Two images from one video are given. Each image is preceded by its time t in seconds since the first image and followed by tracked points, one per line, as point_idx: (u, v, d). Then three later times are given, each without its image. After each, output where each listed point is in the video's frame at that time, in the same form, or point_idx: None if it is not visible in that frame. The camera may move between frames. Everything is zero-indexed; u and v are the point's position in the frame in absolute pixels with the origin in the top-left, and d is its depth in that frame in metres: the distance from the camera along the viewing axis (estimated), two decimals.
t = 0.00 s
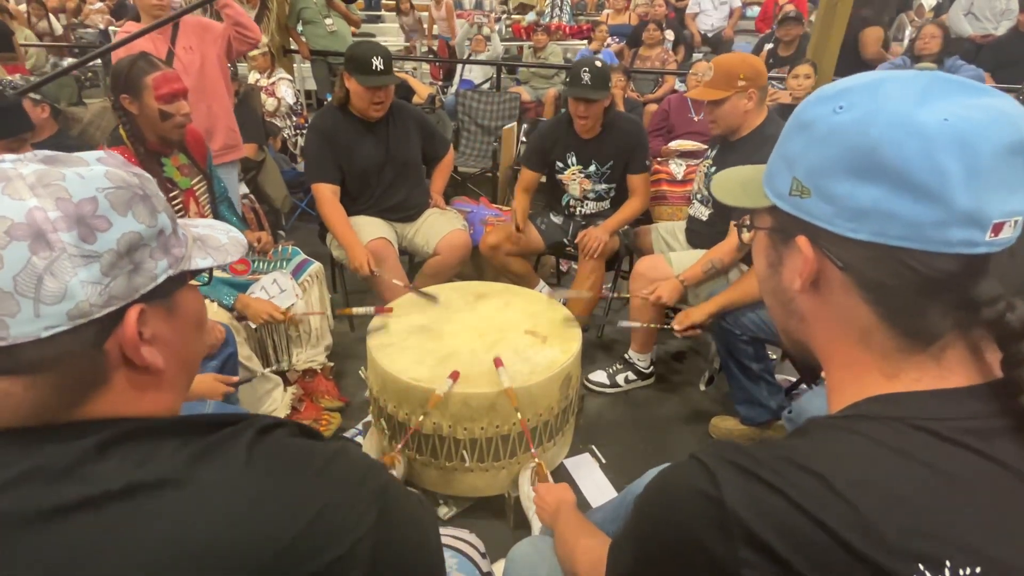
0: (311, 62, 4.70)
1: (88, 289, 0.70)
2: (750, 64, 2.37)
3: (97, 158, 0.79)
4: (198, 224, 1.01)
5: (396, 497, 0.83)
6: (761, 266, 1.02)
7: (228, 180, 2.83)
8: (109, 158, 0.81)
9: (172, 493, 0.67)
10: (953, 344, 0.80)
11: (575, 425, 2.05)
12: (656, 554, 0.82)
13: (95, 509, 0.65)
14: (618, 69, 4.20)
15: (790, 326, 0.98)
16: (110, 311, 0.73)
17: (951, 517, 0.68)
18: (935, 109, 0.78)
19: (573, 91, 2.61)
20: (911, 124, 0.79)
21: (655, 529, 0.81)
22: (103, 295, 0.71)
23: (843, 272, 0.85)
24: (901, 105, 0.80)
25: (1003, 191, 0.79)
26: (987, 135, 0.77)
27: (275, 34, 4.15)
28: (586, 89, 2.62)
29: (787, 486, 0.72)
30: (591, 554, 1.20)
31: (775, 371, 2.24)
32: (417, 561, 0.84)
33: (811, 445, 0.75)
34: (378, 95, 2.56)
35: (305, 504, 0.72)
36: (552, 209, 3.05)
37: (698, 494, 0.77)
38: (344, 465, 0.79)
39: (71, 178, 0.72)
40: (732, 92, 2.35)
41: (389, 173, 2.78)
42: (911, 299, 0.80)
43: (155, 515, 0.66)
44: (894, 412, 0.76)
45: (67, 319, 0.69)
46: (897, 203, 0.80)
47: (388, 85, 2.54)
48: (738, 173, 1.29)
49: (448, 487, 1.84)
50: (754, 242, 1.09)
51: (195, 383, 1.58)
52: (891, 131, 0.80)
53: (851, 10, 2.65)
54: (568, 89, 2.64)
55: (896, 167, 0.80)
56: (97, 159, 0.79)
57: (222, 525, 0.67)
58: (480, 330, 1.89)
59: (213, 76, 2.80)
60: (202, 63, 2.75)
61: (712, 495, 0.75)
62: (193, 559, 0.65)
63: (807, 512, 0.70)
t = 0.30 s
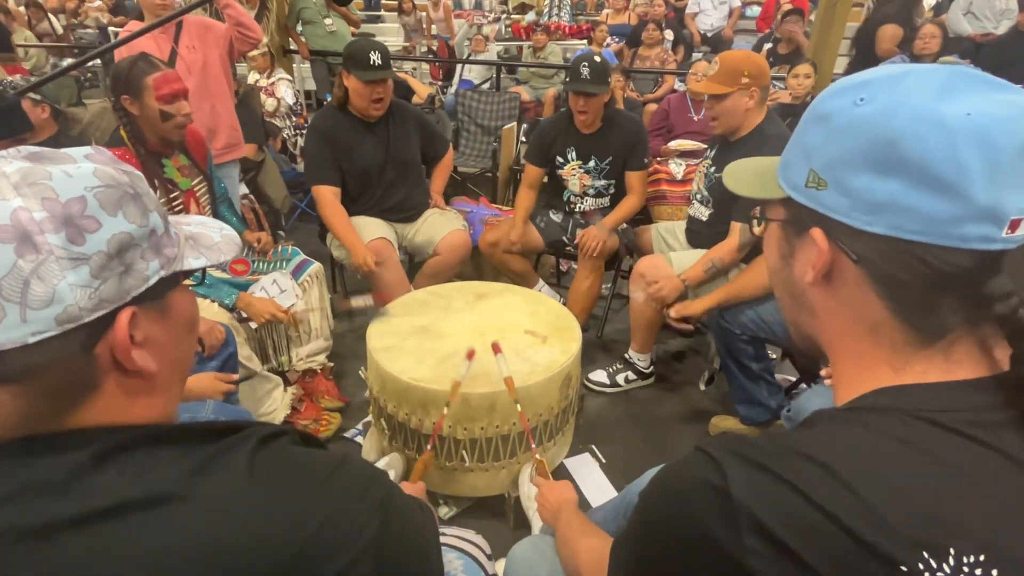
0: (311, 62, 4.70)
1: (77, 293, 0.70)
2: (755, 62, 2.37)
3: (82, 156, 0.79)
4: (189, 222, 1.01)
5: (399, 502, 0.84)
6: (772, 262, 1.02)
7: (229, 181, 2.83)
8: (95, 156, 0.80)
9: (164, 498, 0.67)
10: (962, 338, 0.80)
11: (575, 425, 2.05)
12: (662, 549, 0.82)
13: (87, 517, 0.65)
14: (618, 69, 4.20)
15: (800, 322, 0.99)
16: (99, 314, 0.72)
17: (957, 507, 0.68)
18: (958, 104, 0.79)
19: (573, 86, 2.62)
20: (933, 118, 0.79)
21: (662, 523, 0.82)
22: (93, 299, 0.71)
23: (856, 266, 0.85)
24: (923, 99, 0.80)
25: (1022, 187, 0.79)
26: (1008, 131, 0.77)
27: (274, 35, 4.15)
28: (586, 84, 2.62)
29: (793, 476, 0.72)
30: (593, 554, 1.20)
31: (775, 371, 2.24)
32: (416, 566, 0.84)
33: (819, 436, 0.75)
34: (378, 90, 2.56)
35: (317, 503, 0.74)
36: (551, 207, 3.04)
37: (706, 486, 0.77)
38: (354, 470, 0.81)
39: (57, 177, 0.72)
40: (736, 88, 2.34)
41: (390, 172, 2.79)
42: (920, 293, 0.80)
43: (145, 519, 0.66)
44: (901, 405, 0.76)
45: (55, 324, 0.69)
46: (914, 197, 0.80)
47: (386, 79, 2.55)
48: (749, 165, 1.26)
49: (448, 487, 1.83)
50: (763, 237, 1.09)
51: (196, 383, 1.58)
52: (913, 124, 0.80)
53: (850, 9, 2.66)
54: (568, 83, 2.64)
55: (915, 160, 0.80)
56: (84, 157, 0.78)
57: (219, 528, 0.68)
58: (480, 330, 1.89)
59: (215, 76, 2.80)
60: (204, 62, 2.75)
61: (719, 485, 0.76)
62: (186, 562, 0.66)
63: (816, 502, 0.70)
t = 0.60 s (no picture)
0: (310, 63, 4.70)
1: (95, 266, 0.71)
2: (754, 63, 2.37)
3: (92, 148, 0.80)
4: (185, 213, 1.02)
5: (403, 481, 0.84)
6: (772, 262, 1.02)
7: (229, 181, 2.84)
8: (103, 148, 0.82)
9: (179, 463, 0.68)
10: (955, 336, 0.81)
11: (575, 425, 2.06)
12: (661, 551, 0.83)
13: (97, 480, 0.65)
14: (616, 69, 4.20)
15: (798, 318, 0.99)
16: (114, 289, 0.73)
17: (953, 502, 0.68)
18: (952, 105, 0.79)
19: (574, 86, 2.62)
20: (927, 118, 0.79)
21: (662, 525, 0.82)
22: (108, 274, 0.72)
23: (854, 264, 0.85)
24: (918, 99, 0.81)
25: (1014, 186, 0.79)
26: (1001, 132, 0.77)
27: (274, 35, 4.15)
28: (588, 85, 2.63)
29: (791, 473, 0.73)
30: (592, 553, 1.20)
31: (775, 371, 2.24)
32: (420, 546, 0.84)
33: (816, 434, 0.75)
34: (377, 94, 2.57)
35: (319, 491, 0.72)
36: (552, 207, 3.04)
37: (706, 484, 0.77)
38: (349, 438, 0.80)
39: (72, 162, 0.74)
40: (733, 88, 2.35)
41: (391, 174, 2.79)
42: (914, 291, 0.81)
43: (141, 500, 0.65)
44: (897, 402, 0.76)
45: (74, 296, 0.70)
46: (910, 196, 0.80)
47: (386, 85, 2.55)
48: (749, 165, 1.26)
49: (448, 487, 1.83)
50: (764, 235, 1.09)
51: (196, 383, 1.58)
52: (907, 124, 0.80)
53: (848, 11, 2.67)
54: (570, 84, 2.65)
55: (911, 159, 0.80)
56: (94, 150, 0.80)
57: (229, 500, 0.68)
58: (479, 330, 1.90)
59: (211, 76, 2.81)
60: (200, 62, 2.77)
61: (719, 484, 0.76)
62: (192, 530, 0.65)
63: (814, 500, 0.71)
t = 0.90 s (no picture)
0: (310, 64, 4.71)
1: (141, 238, 0.82)
2: (747, 65, 2.38)
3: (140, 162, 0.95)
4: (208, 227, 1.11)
5: (398, 467, 0.85)
6: (763, 264, 1.02)
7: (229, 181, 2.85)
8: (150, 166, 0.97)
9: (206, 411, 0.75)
10: (941, 333, 0.81)
11: (575, 425, 2.07)
12: (660, 558, 0.84)
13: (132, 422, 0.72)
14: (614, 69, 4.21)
15: (789, 316, 0.99)
16: (156, 260, 0.83)
17: (938, 496, 0.69)
18: (925, 106, 0.80)
19: (569, 99, 2.63)
20: (901, 121, 0.81)
21: (653, 530, 0.83)
22: (151, 245, 0.83)
23: (840, 265, 0.86)
24: (892, 103, 0.82)
25: (989, 183, 0.80)
26: (974, 131, 0.79)
27: (274, 37, 4.16)
28: (582, 97, 2.63)
29: (783, 469, 0.73)
30: (592, 550, 1.22)
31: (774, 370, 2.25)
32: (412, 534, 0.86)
33: (807, 431, 0.76)
34: (374, 90, 2.57)
35: (321, 452, 0.76)
36: (548, 210, 3.04)
37: (700, 480, 0.78)
38: (354, 431, 0.81)
39: (125, 162, 0.88)
40: (728, 92, 2.36)
41: (390, 172, 2.80)
42: (900, 289, 0.81)
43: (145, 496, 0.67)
44: (887, 398, 0.77)
45: (122, 261, 0.80)
46: (890, 194, 0.81)
47: (382, 79, 2.56)
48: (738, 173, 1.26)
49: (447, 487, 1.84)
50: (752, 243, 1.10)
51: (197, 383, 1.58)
52: (883, 127, 0.82)
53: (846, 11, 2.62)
54: (565, 96, 2.65)
55: (888, 161, 0.82)
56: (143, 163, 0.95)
57: (246, 471, 0.72)
58: (478, 330, 1.91)
59: (207, 76, 2.83)
60: (196, 62, 2.78)
61: (713, 480, 0.76)
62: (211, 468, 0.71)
63: (803, 494, 0.71)
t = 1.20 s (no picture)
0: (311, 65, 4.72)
1: (180, 231, 0.91)
2: (744, 66, 2.37)
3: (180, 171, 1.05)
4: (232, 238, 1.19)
5: (405, 468, 0.89)
6: (750, 274, 1.02)
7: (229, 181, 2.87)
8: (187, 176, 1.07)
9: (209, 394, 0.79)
10: (919, 324, 0.82)
11: (575, 429, 2.08)
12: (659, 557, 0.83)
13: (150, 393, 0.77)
14: (613, 69, 4.21)
15: (778, 321, 0.99)
16: (191, 253, 0.92)
17: (922, 483, 0.69)
18: (888, 117, 0.83)
19: (565, 107, 2.65)
20: (867, 130, 0.83)
21: (652, 531, 0.83)
22: (187, 240, 0.92)
23: (820, 264, 0.86)
24: (858, 115, 0.85)
25: (954, 184, 0.81)
26: (934, 136, 0.81)
27: (274, 39, 4.18)
28: (578, 104, 2.64)
29: (775, 458, 0.74)
30: (581, 531, 1.23)
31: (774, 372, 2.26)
32: (411, 530, 0.88)
33: (796, 423, 0.77)
34: (376, 92, 2.56)
35: (324, 436, 0.81)
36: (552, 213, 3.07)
37: (700, 467, 0.78)
38: (352, 422, 0.85)
39: (171, 168, 0.99)
40: (725, 92, 2.36)
41: (393, 175, 2.80)
42: (879, 284, 0.82)
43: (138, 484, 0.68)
44: (872, 388, 0.78)
45: (161, 250, 0.88)
46: (862, 196, 0.82)
47: (385, 81, 2.56)
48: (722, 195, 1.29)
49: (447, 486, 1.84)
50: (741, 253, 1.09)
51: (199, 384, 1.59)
52: (850, 137, 0.84)
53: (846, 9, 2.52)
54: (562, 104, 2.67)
55: (858, 166, 0.83)
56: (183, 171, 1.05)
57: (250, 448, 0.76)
58: (480, 332, 1.91)
59: (207, 77, 2.84)
60: (195, 63, 2.79)
61: (711, 467, 0.77)
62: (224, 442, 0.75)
63: (794, 480, 0.72)
